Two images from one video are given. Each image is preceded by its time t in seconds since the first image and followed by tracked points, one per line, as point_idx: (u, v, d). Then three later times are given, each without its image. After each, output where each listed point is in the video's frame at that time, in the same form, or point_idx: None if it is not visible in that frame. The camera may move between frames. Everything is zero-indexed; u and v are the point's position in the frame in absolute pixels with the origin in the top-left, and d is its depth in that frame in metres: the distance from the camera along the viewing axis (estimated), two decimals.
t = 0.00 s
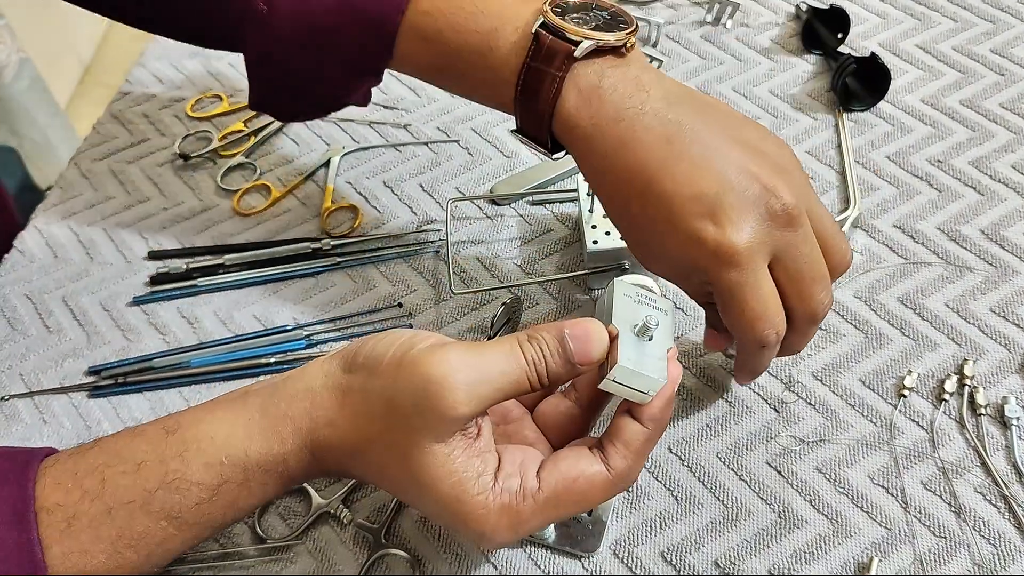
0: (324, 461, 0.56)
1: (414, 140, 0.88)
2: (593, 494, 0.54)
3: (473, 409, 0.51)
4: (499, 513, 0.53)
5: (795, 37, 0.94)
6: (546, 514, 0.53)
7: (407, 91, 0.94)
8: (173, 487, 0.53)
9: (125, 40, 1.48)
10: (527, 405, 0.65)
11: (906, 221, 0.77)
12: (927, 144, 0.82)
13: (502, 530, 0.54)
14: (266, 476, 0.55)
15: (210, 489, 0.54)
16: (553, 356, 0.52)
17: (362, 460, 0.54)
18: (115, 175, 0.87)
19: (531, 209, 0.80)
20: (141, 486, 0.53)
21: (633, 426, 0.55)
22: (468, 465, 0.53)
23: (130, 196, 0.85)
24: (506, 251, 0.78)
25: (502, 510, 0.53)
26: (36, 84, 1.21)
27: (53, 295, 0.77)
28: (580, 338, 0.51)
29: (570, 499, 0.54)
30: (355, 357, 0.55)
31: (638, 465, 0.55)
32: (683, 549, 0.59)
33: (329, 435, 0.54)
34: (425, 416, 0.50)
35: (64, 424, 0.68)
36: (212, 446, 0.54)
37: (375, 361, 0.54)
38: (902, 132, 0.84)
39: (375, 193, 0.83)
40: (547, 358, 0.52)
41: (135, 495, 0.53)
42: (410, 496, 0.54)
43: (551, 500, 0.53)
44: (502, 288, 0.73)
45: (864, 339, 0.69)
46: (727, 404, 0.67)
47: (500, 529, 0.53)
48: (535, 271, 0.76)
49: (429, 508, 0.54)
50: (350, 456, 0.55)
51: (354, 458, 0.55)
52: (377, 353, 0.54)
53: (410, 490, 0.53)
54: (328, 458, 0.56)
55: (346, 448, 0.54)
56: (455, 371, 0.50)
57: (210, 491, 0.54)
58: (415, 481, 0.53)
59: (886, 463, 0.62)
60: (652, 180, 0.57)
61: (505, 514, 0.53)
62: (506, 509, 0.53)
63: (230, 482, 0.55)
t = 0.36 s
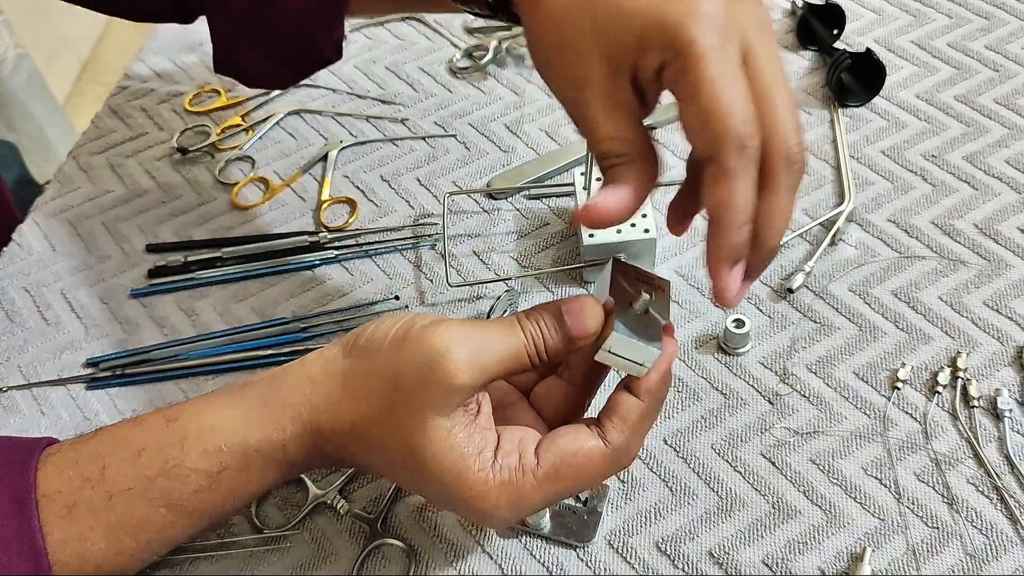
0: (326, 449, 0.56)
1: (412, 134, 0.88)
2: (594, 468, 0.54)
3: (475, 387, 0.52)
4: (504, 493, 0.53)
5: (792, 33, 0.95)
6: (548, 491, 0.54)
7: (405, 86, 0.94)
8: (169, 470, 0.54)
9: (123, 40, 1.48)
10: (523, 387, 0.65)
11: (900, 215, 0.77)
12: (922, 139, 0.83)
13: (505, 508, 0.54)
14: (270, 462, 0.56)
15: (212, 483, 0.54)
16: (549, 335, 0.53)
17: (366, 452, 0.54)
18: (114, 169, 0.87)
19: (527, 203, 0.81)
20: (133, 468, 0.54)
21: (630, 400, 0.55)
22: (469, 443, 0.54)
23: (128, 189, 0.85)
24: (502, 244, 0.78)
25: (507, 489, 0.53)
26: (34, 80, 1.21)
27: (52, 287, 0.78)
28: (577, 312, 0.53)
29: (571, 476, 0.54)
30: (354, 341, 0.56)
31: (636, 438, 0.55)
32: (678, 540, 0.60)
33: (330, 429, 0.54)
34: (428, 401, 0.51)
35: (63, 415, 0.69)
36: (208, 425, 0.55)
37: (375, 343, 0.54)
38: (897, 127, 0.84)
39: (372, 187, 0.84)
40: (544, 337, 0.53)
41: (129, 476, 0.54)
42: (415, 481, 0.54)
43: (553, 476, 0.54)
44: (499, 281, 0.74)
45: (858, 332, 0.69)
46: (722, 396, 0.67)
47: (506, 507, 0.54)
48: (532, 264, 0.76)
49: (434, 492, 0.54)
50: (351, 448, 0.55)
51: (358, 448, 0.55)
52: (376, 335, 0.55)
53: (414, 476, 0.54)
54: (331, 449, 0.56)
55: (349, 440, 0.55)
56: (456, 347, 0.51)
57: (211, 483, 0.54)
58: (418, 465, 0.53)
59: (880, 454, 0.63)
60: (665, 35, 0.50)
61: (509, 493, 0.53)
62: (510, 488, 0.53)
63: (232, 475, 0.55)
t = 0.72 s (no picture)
0: (306, 476, 0.47)
1: (411, 128, 0.89)
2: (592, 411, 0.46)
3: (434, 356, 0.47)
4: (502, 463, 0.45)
5: (789, 28, 0.95)
6: (547, 451, 0.45)
7: (405, 79, 0.94)
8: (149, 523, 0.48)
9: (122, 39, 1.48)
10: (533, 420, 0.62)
11: (897, 208, 0.77)
12: (919, 133, 0.83)
13: (514, 497, 0.45)
14: (255, 511, 0.48)
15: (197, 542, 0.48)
16: (505, 296, 0.50)
17: (343, 466, 0.46)
18: (114, 162, 0.87)
19: (526, 196, 0.81)
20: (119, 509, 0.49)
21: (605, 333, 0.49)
22: (442, 418, 0.46)
23: (128, 182, 0.86)
24: (501, 236, 0.78)
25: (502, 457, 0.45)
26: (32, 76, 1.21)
27: (52, 279, 0.78)
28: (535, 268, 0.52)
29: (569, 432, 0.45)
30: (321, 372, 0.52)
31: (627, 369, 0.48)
32: (675, 529, 0.60)
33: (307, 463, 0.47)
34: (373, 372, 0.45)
35: (64, 406, 0.69)
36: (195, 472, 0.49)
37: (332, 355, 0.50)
38: (894, 121, 0.84)
39: (371, 180, 0.84)
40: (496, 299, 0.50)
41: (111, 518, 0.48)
42: (407, 486, 0.45)
43: (545, 429, 0.45)
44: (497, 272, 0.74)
45: (855, 324, 0.70)
46: (720, 387, 0.67)
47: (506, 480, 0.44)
48: (530, 256, 0.77)
49: (430, 491, 0.45)
50: (334, 477, 0.46)
51: (337, 471, 0.46)
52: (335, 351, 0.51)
53: (402, 477, 0.45)
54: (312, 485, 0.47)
55: (323, 461, 0.47)
56: (398, 311, 0.47)
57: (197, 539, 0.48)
58: (393, 453, 0.45)
59: (876, 445, 0.63)
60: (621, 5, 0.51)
61: (511, 473, 0.44)
62: (507, 464, 0.45)
63: (220, 528, 0.48)
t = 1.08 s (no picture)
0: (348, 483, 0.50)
1: (412, 128, 0.89)
2: (608, 403, 0.48)
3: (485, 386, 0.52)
4: (521, 420, 0.45)
5: (789, 29, 0.96)
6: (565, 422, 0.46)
7: (406, 80, 0.95)
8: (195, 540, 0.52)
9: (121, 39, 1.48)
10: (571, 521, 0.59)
11: (896, 209, 0.78)
12: (919, 134, 0.83)
13: (546, 437, 0.45)
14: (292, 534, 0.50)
15: (233, 555, 0.50)
16: (556, 376, 0.56)
17: (382, 466, 0.49)
18: (116, 161, 0.88)
19: (527, 196, 0.81)
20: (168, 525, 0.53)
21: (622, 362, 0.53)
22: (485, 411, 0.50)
23: (130, 182, 0.86)
24: (503, 236, 0.79)
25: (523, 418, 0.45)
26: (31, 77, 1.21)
27: (55, 278, 0.78)
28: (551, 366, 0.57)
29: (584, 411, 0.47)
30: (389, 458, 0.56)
31: (647, 389, 0.51)
32: (677, 527, 0.61)
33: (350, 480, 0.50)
34: (430, 387, 0.51)
35: (66, 404, 0.69)
36: (249, 502, 0.54)
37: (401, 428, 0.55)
38: (894, 122, 0.85)
39: (373, 179, 0.84)
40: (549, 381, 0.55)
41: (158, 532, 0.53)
42: (436, 471, 0.46)
43: (565, 403, 0.47)
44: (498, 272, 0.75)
45: (855, 323, 0.70)
46: (720, 386, 0.68)
47: (528, 437, 0.44)
48: (532, 256, 0.77)
49: (457, 468, 0.46)
50: (373, 486, 0.49)
51: (376, 476, 0.49)
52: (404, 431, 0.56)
53: (433, 459, 0.47)
54: (352, 499, 0.49)
55: (366, 467, 0.49)
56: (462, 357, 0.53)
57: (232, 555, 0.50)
58: (429, 437, 0.48)
59: (876, 443, 0.64)
60: None
61: (541, 418, 0.45)
62: (536, 414, 0.46)
63: (259, 548, 0.50)
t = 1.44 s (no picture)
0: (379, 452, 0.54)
1: (407, 128, 0.89)
2: (629, 389, 0.53)
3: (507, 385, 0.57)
4: (545, 382, 0.51)
5: (785, 30, 0.95)
6: (584, 397, 0.51)
7: (401, 80, 0.94)
8: (213, 518, 0.53)
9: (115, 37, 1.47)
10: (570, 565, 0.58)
11: (891, 210, 0.78)
12: (914, 135, 0.83)
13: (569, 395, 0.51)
14: (315, 500, 0.53)
15: (255, 523, 0.52)
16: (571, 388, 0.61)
17: (412, 439, 0.53)
18: (109, 162, 0.87)
19: (521, 197, 0.81)
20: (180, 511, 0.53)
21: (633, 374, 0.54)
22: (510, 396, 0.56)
23: (122, 182, 0.86)
24: (497, 237, 0.78)
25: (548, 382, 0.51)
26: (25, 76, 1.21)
27: (47, 279, 0.78)
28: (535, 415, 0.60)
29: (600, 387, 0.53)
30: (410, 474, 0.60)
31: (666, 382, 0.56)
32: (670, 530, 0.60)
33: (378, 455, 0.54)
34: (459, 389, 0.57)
35: (58, 407, 0.69)
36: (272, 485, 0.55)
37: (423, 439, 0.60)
38: (889, 123, 0.85)
39: (367, 180, 0.84)
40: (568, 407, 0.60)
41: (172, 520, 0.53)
42: (466, 430, 0.51)
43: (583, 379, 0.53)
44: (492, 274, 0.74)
45: (849, 325, 0.70)
46: (715, 388, 0.67)
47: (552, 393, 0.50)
48: (526, 257, 0.77)
49: (486, 426, 0.51)
50: (403, 456, 0.53)
51: (405, 448, 0.53)
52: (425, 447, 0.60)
53: (462, 427, 0.52)
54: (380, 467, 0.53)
55: (394, 445, 0.54)
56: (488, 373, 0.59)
57: (253, 525, 0.52)
58: (457, 409, 0.53)
59: (870, 446, 0.63)
60: None
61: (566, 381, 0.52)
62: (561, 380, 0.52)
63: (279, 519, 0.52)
